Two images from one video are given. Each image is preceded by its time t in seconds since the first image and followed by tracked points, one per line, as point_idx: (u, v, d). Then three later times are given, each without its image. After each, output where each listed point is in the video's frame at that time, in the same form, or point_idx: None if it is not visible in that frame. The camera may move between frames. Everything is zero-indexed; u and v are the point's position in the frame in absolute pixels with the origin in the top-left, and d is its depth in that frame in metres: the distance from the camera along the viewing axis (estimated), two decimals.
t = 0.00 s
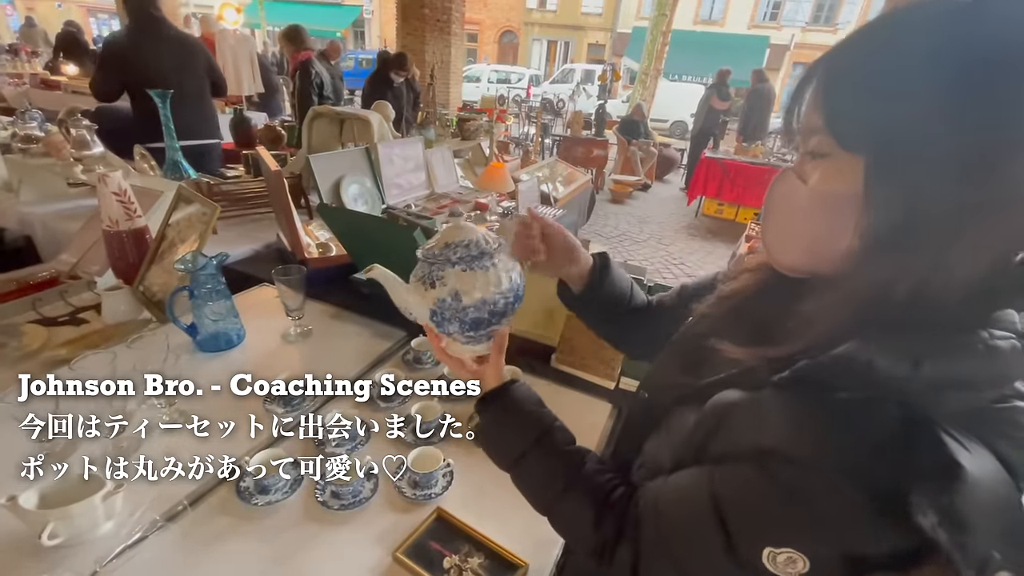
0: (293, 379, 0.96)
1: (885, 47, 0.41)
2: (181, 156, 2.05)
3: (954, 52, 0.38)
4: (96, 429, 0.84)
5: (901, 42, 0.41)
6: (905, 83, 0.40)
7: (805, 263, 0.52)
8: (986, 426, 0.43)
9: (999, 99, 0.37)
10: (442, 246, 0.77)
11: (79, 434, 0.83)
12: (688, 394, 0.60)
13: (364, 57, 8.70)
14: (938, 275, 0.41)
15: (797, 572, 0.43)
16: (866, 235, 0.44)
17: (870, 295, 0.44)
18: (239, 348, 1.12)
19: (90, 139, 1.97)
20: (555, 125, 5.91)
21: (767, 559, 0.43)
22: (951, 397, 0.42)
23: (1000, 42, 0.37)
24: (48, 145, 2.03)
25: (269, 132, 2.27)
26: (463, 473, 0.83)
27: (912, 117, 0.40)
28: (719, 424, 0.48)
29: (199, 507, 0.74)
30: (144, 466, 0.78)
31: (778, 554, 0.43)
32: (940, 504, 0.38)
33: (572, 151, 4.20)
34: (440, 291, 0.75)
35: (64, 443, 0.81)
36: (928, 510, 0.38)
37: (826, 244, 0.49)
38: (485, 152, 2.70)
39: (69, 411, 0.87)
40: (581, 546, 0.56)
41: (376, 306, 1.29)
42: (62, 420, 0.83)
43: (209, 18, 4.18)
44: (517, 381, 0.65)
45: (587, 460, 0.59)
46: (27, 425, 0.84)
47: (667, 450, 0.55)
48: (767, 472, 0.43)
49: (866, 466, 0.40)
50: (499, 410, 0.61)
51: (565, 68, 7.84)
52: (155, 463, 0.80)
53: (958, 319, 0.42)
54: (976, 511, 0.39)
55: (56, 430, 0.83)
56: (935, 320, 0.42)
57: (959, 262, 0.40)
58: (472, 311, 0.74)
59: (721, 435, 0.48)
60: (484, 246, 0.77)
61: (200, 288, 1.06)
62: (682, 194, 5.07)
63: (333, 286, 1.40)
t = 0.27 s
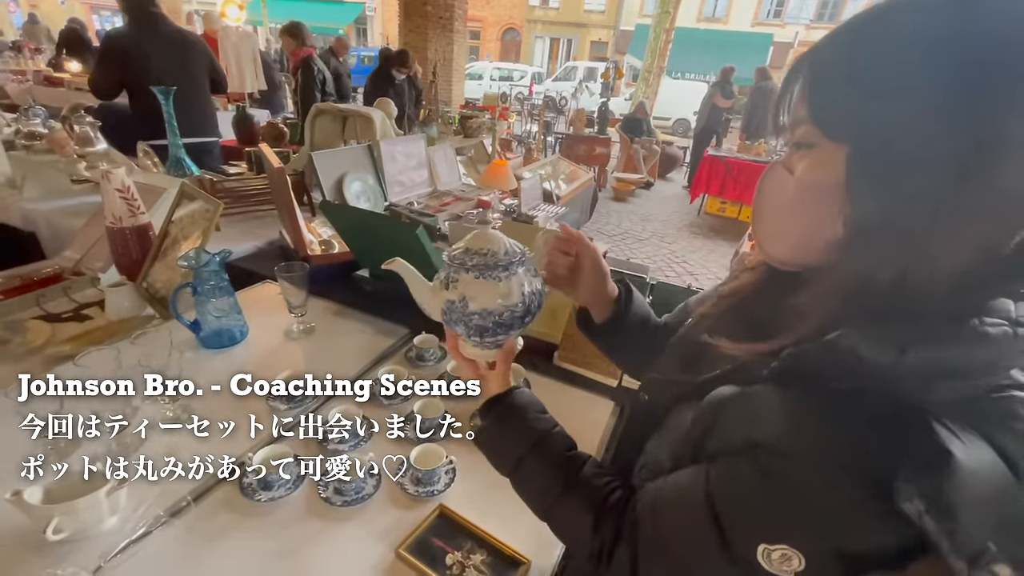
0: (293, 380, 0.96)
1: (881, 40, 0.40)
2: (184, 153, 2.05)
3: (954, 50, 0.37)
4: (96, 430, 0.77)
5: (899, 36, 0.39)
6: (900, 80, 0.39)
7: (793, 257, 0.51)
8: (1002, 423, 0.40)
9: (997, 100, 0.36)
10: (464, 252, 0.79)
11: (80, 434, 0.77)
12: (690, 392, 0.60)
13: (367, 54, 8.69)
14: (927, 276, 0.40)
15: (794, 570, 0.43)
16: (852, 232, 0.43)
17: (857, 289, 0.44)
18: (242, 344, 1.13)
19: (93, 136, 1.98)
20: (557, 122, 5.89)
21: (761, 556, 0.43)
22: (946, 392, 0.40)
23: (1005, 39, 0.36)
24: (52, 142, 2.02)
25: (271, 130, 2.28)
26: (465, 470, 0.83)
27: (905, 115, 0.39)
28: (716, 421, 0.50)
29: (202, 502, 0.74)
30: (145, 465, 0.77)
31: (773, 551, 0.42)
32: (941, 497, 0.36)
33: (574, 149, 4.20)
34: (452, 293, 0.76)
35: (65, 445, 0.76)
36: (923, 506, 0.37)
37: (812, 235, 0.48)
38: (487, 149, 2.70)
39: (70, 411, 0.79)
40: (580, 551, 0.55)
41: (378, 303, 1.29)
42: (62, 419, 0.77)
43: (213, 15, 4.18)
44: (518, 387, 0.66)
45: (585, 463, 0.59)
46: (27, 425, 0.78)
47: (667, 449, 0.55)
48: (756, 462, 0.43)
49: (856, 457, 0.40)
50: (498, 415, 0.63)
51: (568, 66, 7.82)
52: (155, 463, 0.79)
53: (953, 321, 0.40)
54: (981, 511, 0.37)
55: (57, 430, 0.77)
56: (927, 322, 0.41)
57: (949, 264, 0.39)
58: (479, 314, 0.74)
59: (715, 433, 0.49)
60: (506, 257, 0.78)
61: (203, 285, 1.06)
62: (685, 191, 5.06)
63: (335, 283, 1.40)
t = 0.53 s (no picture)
0: (293, 380, 0.96)
1: (879, 26, 0.39)
2: (187, 149, 2.06)
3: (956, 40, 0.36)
4: (96, 430, 0.78)
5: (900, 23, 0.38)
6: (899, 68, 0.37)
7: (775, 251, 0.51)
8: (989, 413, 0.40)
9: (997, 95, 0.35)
10: (481, 262, 0.80)
11: (80, 434, 0.77)
12: (691, 390, 0.60)
13: (370, 51, 8.70)
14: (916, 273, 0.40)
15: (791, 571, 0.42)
16: (841, 229, 0.42)
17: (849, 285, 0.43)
18: (246, 341, 1.13)
19: (98, 132, 2.00)
20: (560, 120, 5.88)
21: (755, 558, 0.43)
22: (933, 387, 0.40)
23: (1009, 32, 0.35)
24: (56, 139, 1.99)
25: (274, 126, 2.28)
26: (467, 467, 0.84)
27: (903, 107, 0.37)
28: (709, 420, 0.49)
29: (207, 497, 0.75)
30: (145, 465, 0.75)
31: (766, 552, 0.42)
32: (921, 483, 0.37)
33: (577, 147, 4.19)
34: (471, 302, 0.77)
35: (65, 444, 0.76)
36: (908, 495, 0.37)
37: (792, 228, 0.48)
38: (490, 147, 2.70)
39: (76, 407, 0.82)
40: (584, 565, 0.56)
41: (380, 300, 1.30)
42: (62, 419, 0.77)
43: (215, 11, 4.18)
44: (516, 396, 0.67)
45: (584, 475, 0.59)
46: (28, 425, 0.80)
47: (668, 447, 0.56)
48: (745, 459, 0.43)
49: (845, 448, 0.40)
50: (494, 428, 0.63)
51: (571, 63, 7.80)
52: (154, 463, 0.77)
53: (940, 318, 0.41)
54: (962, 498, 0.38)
55: (56, 430, 0.77)
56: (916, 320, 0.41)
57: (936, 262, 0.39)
58: (501, 320, 0.75)
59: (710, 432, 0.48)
60: (523, 267, 0.80)
61: (207, 281, 1.07)
62: (688, 190, 5.05)
63: (338, 280, 1.41)
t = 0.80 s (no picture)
0: (293, 379, 0.96)
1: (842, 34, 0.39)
2: (192, 145, 2.07)
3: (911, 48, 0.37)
4: (96, 430, 0.81)
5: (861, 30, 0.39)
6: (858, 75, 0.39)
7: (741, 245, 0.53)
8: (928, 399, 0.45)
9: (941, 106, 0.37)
10: (490, 287, 0.83)
11: (80, 434, 0.80)
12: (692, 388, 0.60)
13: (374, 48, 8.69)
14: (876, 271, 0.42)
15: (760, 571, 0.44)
16: (802, 232, 0.43)
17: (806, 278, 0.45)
18: (250, 336, 1.14)
19: (104, 128, 2.01)
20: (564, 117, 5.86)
21: (725, 556, 0.45)
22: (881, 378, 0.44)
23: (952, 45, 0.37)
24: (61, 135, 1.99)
25: (278, 123, 2.29)
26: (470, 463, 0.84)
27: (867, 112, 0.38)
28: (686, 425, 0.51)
29: (212, 491, 0.75)
30: (145, 465, 0.74)
31: (736, 550, 0.44)
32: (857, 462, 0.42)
33: (581, 144, 4.18)
34: (480, 326, 0.80)
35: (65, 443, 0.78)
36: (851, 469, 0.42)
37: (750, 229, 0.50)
38: (494, 144, 2.70)
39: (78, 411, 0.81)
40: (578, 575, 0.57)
41: (384, 297, 1.30)
42: (61, 419, 0.78)
43: (220, 7, 4.18)
44: (515, 407, 0.69)
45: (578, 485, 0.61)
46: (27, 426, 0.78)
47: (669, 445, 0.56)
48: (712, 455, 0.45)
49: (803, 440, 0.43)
50: (490, 436, 0.65)
51: (575, 60, 7.78)
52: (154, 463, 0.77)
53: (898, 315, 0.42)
54: (904, 473, 0.43)
55: (56, 430, 0.78)
56: (877, 317, 0.43)
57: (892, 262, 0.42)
58: (507, 344, 0.79)
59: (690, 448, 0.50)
60: (526, 292, 0.84)
61: (212, 277, 1.07)
62: (692, 188, 5.03)
63: (342, 276, 1.41)
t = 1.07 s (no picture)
0: (293, 379, 0.95)
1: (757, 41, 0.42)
2: (196, 141, 2.08)
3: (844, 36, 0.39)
4: (96, 430, 0.78)
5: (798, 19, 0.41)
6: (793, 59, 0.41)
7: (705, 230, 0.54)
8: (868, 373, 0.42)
9: (868, 85, 0.39)
10: (483, 296, 0.88)
11: (80, 434, 0.77)
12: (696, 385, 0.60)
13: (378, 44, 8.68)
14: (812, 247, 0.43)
15: (711, 538, 0.43)
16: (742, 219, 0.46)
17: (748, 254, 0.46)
18: (254, 331, 1.14)
19: (109, 123, 2.02)
20: (568, 115, 5.84)
21: (680, 523, 0.45)
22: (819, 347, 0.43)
23: (882, 34, 0.39)
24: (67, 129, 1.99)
25: (283, 119, 2.30)
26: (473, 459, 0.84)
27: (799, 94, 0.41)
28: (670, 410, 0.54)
29: (217, 484, 0.76)
30: (145, 465, 0.73)
31: (689, 516, 0.44)
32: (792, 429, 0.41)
33: (585, 142, 4.17)
34: (476, 332, 0.85)
35: (64, 443, 0.76)
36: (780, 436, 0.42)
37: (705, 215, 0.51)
38: (498, 141, 2.70)
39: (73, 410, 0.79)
40: (555, 552, 0.58)
41: (388, 293, 1.30)
42: (62, 419, 0.77)
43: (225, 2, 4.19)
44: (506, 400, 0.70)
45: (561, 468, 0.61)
46: (28, 425, 0.79)
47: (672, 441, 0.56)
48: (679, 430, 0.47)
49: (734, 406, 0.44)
50: (481, 425, 0.67)
51: (579, 57, 7.75)
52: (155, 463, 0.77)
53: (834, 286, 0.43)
54: (830, 440, 0.41)
55: (56, 430, 0.77)
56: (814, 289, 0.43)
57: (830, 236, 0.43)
58: (500, 349, 0.86)
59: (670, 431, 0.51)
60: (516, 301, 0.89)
61: (216, 272, 1.08)
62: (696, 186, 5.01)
63: (346, 272, 1.42)
